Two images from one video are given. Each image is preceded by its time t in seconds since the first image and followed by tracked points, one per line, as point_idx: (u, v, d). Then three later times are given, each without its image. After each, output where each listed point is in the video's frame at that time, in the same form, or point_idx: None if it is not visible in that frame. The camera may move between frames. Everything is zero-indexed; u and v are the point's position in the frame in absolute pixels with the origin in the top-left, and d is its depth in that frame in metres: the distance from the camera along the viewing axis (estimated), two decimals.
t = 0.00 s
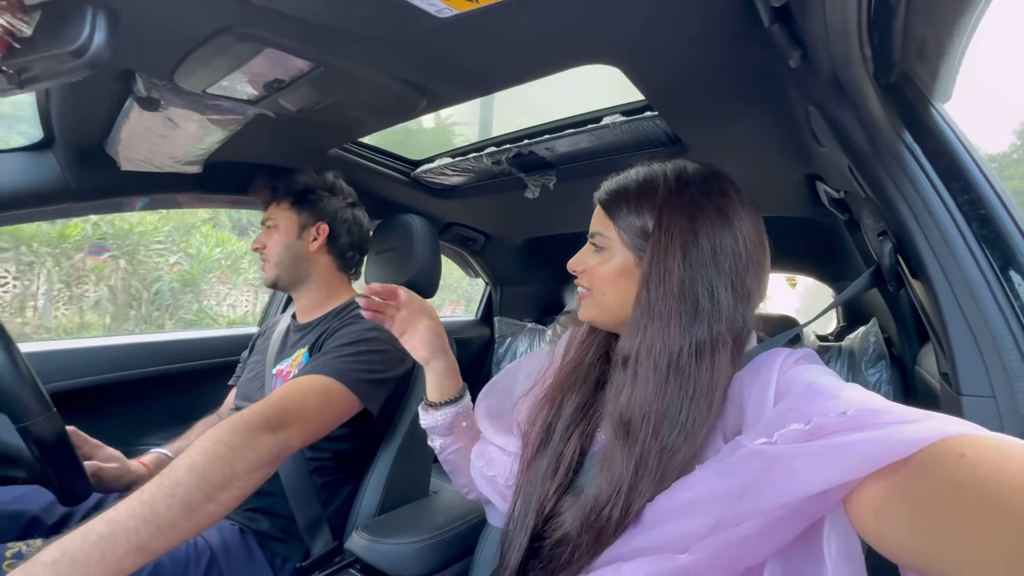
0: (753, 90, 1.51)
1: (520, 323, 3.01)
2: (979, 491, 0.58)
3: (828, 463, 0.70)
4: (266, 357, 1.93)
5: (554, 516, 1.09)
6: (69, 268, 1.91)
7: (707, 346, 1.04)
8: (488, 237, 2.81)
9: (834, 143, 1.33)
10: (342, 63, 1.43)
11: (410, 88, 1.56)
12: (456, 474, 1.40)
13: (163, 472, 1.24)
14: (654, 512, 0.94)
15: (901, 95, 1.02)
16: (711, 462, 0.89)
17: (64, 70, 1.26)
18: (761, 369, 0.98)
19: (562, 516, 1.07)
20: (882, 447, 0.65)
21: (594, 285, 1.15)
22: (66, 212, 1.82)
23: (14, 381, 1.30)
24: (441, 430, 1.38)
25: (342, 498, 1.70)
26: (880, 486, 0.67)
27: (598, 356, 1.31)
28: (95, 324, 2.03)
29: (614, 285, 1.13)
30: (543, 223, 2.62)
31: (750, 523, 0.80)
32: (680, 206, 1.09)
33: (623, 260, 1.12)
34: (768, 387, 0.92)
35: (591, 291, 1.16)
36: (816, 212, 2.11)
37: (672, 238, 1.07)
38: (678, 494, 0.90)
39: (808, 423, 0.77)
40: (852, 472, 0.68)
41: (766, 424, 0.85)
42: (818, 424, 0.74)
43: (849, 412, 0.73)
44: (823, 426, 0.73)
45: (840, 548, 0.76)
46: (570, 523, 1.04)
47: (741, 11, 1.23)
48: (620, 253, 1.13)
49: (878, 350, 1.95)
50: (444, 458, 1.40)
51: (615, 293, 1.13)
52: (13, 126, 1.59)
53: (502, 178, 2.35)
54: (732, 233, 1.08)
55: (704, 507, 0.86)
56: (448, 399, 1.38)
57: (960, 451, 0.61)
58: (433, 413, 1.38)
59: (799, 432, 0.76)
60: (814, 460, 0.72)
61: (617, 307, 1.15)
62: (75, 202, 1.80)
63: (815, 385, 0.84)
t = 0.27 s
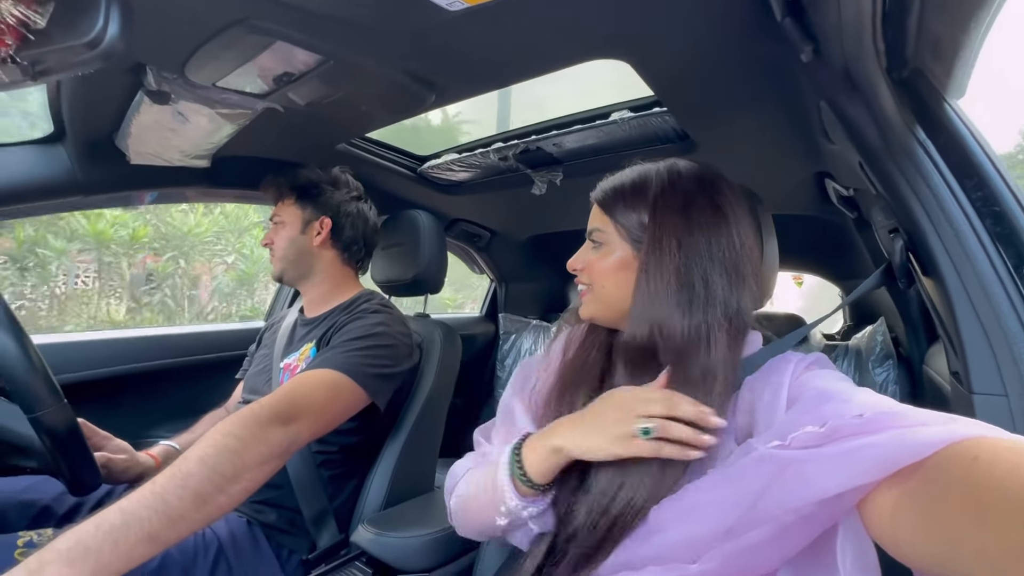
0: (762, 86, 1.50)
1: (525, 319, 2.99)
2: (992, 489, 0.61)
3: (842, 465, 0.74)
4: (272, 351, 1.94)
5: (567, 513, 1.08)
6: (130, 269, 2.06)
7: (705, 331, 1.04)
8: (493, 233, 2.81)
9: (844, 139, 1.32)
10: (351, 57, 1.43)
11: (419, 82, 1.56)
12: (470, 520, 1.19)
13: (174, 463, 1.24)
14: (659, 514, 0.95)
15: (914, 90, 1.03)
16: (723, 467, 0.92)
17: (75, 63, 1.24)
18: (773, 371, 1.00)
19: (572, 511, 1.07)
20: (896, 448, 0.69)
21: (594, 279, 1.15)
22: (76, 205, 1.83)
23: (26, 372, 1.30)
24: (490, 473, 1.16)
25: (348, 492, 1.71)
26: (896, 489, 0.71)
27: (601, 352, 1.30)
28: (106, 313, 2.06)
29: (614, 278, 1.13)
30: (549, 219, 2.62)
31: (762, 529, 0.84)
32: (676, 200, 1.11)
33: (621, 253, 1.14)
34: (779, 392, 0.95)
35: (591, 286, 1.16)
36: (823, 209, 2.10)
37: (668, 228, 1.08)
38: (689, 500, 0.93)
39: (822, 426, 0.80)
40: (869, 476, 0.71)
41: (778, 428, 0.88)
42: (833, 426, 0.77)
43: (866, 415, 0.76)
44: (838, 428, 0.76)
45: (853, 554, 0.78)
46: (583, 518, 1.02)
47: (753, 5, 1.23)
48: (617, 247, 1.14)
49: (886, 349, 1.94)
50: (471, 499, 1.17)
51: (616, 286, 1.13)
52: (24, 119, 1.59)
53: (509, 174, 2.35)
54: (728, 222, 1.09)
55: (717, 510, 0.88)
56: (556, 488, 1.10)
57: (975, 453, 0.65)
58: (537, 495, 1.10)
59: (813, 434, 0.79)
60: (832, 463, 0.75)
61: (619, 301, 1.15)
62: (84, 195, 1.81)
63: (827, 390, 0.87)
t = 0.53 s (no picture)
0: (769, 79, 1.49)
1: (527, 315, 2.98)
2: (1001, 494, 0.60)
3: (850, 469, 0.73)
4: (275, 345, 1.94)
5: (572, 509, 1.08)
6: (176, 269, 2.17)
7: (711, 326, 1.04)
8: (496, 228, 2.80)
9: (852, 134, 1.32)
10: (355, 48, 1.43)
11: (422, 74, 1.55)
12: (495, 523, 1.12)
13: (176, 456, 1.24)
14: (664, 517, 0.94)
15: (925, 83, 1.03)
16: (732, 472, 0.91)
17: (77, 51, 1.25)
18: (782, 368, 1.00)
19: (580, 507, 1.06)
20: (905, 452, 0.68)
21: (598, 273, 1.14)
22: (78, 197, 1.82)
23: (29, 365, 1.30)
24: (527, 475, 1.09)
25: (350, 486, 1.70)
26: (909, 497, 0.70)
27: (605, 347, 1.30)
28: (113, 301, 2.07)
29: (618, 273, 1.12)
30: (552, 214, 2.61)
31: (769, 536, 0.83)
32: (681, 194, 1.10)
33: (626, 247, 1.13)
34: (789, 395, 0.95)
35: (595, 281, 1.15)
36: (828, 206, 2.09)
37: (674, 223, 1.08)
38: (692, 504, 0.92)
39: (834, 427, 0.79)
40: (879, 480, 0.71)
41: (789, 430, 0.87)
42: (848, 428, 0.77)
43: (880, 416, 0.75)
44: (853, 431, 0.76)
45: (863, 559, 0.77)
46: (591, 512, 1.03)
47: None
48: (622, 241, 1.13)
49: (890, 347, 1.93)
50: (500, 501, 1.10)
51: (621, 280, 1.12)
52: (27, 110, 1.59)
53: (512, 169, 2.34)
54: (733, 218, 1.09)
55: (725, 513, 0.88)
56: (600, 493, 1.04)
57: (982, 455, 0.64)
58: (579, 502, 1.04)
59: (826, 435, 0.79)
60: (842, 465, 0.75)
61: (626, 294, 1.14)
62: (86, 187, 1.81)
63: (834, 394, 0.86)
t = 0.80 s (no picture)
0: (770, 87, 1.50)
1: (530, 320, 2.98)
2: (998, 511, 0.61)
3: (847, 481, 0.74)
4: (278, 350, 1.94)
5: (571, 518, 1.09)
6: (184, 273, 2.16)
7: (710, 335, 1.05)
8: (499, 233, 2.81)
9: (854, 141, 1.32)
10: (356, 58, 1.43)
11: (423, 82, 1.56)
12: (495, 524, 1.12)
13: (177, 464, 1.24)
14: (659, 526, 0.95)
15: (926, 91, 1.02)
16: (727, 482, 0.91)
17: (79, 64, 1.24)
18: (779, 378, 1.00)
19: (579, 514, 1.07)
20: (904, 466, 0.69)
21: (597, 281, 1.15)
22: (84, 204, 1.83)
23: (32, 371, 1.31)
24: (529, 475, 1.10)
25: (351, 491, 1.71)
26: (905, 512, 0.71)
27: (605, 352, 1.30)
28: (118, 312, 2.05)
29: (617, 281, 1.13)
30: (554, 219, 2.61)
31: (763, 546, 0.84)
32: (679, 202, 1.10)
33: (624, 255, 1.13)
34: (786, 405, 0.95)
35: (594, 288, 1.16)
36: (831, 210, 2.09)
37: (673, 231, 1.08)
38: (687, 513, 0.92)
39: (830, 438, 0.79)
40: (876, 494, 0.71)
41: (785, 440, 0.87)
42: (844, 440, 0.77)
43: (877, 429, 0.75)
44: (849, 443, 0.76)
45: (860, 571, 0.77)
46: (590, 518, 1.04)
47: (763, 6, 1.23)
48: (620, 248, 1.13)
49: (896, 353, 1.91)
50: (502, 502, 1.11)
51: (620, 288, 1.13)
52: (33, 118, 1.60)
53: (515, 174, 2.35)
54: (732, 226, 1.09)
55: (721, 525, 0.88)
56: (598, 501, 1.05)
57: (978, 472, 0.64)
58: (582, 503, 1.05)
59: (822, 447, 0.79)
60: (839, 478, 0.75)
61: (624, 302, 1.14)
62: (92, 194, 1.82)
63: (830, 404, 0.87)
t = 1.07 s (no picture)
0: (776, 81, 1.50)
1: (533, 315, 2.98)
2: (999, 495, 0.62)
3: (848, 467, 0.74)
4: (283, 342, 1.95)
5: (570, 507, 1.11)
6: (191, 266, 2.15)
7: (709, 328, 1.05)
8: (503, 228, 2.81)
9: (860, 136, 1.32)
10: (362, 50, 1.44)
11: (429, 75, 1.56)
12: (495, 517, 1.13)
13: (182, 451, 1.26)
14: (661, 513, 0.95)
15: (933, 84, 1.02)
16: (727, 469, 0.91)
17: (91, 53, 1.28)
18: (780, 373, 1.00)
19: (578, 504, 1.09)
20: (907, 452, 0.69)
21: (598, 276, 1.15)
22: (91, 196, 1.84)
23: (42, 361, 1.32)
24: (526, 472, 1.11)
25: (355, 483, 1.72)
26: (907, 498, 0.71)
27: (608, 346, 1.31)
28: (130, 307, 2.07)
29: (617, 275, 1.13)
30: (558, 215, 2.61)
31: (763, 532, 0.84)
32: (678, 196, 1.11)
33: (624, 249, 1.13)
34: (787, 398, 0.95)
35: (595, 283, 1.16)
36: (835, 206, 2.09)
37: (672, 224, 1.08)
38: (687, 499, 0.93)
39: (833, 427, 0.80)
40: (878, 480, 0.71)
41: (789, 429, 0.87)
42: (846, 429, 0.77)
43: (879, 417, 0.76)
44: (851, 431, 0.77)
45: (861, 560, 0.77)
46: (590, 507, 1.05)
47: None
48: (620, 243, 1.14)
49: (899, 350, 1.91)
50: (502, 496, 1.12)
51: (620, 282, 1.13)
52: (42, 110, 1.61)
53: (519, 169, 2.35)
54: (731, 219, 1.10)
55: (722, 512, 0.88)
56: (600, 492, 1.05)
57: (981, 458, 0.65)
58: (578, 500, 1.06)
59: (825, 435, 0.79)
60: (841, 465, 0.75)
61: (624, 296, 1.15)
62: (99, 186, 1.83)
63: (834, 394, 0.87)
